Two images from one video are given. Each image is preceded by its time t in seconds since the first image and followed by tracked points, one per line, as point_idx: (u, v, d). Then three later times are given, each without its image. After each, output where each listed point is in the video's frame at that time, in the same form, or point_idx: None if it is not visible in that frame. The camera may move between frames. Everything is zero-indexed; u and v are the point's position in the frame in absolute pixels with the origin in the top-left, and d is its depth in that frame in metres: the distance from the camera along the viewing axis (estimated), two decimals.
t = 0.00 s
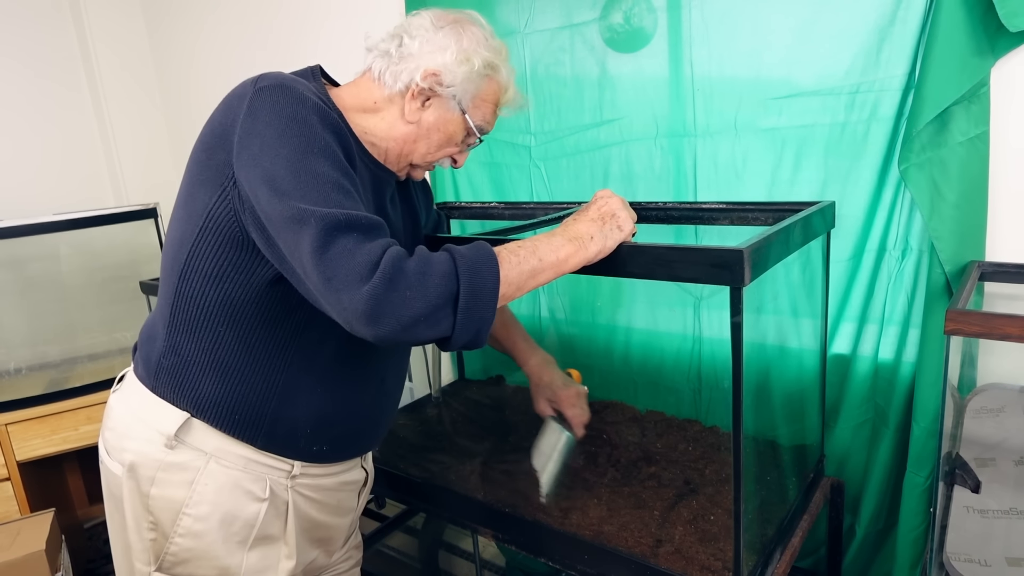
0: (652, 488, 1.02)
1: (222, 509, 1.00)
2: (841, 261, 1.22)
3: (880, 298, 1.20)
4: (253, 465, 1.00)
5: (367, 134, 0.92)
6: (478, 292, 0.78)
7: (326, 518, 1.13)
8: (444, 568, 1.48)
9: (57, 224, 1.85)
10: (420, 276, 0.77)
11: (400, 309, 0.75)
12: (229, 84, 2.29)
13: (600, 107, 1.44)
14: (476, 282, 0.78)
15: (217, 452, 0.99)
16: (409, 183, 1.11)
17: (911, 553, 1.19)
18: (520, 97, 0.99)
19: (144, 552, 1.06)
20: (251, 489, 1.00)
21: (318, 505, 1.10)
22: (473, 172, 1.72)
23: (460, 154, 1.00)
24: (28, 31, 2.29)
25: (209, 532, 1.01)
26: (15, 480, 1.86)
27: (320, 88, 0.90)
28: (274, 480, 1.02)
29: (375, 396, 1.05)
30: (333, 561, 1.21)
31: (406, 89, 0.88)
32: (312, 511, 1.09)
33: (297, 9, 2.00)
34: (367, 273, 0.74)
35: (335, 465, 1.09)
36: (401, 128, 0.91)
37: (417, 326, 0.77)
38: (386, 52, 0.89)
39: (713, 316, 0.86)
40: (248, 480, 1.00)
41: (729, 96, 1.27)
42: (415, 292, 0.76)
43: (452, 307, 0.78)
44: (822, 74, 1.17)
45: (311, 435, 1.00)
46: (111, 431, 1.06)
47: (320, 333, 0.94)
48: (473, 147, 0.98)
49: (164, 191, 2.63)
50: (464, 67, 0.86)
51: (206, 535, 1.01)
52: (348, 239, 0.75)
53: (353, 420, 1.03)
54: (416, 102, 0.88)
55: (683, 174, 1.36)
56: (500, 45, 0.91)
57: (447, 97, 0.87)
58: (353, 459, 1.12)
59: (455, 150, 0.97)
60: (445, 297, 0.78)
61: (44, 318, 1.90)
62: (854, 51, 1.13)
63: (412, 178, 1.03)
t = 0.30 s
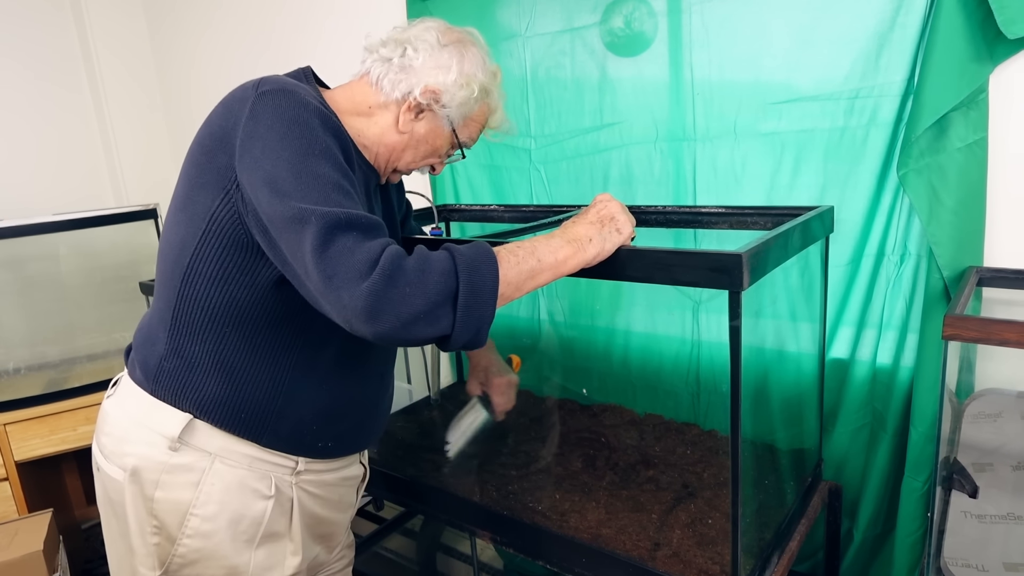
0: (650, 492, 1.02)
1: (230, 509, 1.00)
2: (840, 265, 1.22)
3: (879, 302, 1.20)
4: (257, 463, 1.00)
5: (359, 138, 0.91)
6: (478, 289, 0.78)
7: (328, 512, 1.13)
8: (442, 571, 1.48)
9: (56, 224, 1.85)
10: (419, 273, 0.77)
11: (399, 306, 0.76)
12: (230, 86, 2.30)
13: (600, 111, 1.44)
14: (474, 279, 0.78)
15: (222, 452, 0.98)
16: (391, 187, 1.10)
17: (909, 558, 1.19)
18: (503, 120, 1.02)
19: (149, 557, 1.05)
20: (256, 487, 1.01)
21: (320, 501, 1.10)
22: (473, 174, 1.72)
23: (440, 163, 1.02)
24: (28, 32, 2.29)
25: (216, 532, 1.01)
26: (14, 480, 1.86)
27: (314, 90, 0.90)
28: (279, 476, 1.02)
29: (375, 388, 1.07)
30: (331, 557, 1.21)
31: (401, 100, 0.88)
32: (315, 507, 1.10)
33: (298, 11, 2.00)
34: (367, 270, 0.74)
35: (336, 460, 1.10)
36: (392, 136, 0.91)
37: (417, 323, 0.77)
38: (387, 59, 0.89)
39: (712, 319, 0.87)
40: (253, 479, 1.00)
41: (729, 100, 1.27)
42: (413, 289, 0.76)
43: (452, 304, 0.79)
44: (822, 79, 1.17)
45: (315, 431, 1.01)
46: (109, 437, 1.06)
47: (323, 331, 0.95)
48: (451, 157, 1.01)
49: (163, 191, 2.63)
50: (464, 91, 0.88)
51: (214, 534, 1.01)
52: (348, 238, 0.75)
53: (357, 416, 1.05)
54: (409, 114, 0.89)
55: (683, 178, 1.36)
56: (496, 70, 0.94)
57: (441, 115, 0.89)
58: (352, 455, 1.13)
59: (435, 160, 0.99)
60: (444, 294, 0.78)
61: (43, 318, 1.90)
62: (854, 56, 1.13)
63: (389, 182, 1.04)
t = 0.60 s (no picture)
0: (652, 495, 1.02)
1: (229, 510, 1.00)
2: (843, 268, 1.22)
3: (882, 305, 1.20)
4: (256, 464, 1.00)
5: (357, 143, 0.92)
6: (476, 294, 0.78)
7: (324, 514, 1.13)
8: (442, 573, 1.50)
9: (59, 226, 1.85)
10: (417, 278, 0.77)
11: (398, 312, 0.75)
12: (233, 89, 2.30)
13: (602, 114, 1.44)
14: (472, 283, 0.78)
15: (221, 453, 0.98)
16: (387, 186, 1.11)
17: (912, 562, 1.19)
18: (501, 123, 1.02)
19: (147, 557, 1.05)
20: (255, 488, 1.01)
21: (318, 503, 1.11)
22: (474, 175, 1.72)
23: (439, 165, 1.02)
24: (32, 35, 2.30)
25: (214, 533, 1.01)
26: (15, 481, 1.86)
27: (312, 94, 0.90)
28: (276, 478, 1.02)
29: (372, 391, 1.07)
30: (329, 559, 1.21)
31: (400, 106, 0.88)
32: (312, 508, 1.10)
33: (301, 14, 2.01)
34: (365, 275, 0.74)
35: (333, 462, 1.10)
36: (391, 142, 0.92)
37: (416, 328, 0.77)
38: (385, 64, 0.88)
39: (713, 322, 0.88)
40: (252, 480, 1.00)
41: (731, 102, 1.27)
42: (412, 295, 0.76)
43: (450, 308, 0.79)
44: (824, 82, 1.17)
45: (315, 433, 1.01)
46: (109, 438, 1.05)
47: (323, 335, 0.95)
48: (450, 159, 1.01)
49: (165, 194, 2.64)
50: (462, 98, 0.88)
51: (212, 535, 1.01)
52: (347, 244, 0.75)
53: (354, 416, 1.05)
54: (407, 121, 0.89)
55: (685, 181, 1.36)
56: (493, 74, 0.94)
57: (439, 121, 0.89)
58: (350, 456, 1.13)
59: (434, 163, 1.00)
60: (443, 299, 0.78)
61: (45, 320, 1.90)
62: (856, 59, 1.13)
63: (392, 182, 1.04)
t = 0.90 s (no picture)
0: (655, 491, 1.02)
1: (241, 502, 1.00)
2: (848, 265, 1.21)
3: (887, 302, 1.19)
4: (266, 457, 1.00)
5: (357, 134, 0.91)
6: (476, 289, 0.78)
7: (335, 506, 1.13)
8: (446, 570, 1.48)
9: (63, 223, 1.86)
10: (417, 273, 0.77)
11: (397, 306, 0.76)
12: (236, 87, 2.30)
13: (606, 110, 1.44)
14: (472, 277, 0.78)
15: (232, 446, 0.99)
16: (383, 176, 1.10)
17: (917, 560, 1.18)
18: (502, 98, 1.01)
19: (160, 549, 1.05)
20: (266, 481, 1.01)
21: (327, 495, 1.10)
22: (477, 173, 1.71)
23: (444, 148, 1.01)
24: (37, 33, 2.30)
25: (226, 525, 1.01)
26: (19, 478, 1.87)
27: (309, 88, 0.90)
28: (287, 471, 1.02)
29: (379, 381, 1.06)
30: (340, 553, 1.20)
31: (397, 91, 0.88)
32: (322, 500, 1.10)
33: (304, 11, 2.01)
34: (364, 271, 0.74)
35: (342, 454, 1.10)
36: (390, 128, 0.91)
37: (417, 322, 0.77)
38: (377, 51, 0.88)
39: (718, 319, 0.87)
40: (262, 472, 1.00)
41: (737, 99, 1.27)
42: (411, 289, 0.76)
43: (450, 303, 0.78)
44: (830, 77, 1.16)
45: (326, 424, 1.01)
46: (121, 432, 1.06)
47: (325, 329, 0.95)
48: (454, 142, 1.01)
49: (169, 190, 2.64)
50: (456, 74, 0.87)
51: (224, 527, 1.01)
52: (346, 239, 0.75)
53: (360, 410, 1.04)
54: (405, 104, 0.89)
55: (690, 177, 1.36)
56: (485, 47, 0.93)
57: (438, 100, 0.88)
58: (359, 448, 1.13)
59: (439, 146, 0.99)
60: (442, 293, 0.78)
61: (49, 317, 1.91)
62: (863, 55, 1.13)
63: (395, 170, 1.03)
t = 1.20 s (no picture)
0: (655, 491, 1.01)
1: (236, 500, 1.00)
2: (848, 264, 1.21)
3: (888, 301, 1.19)
4: (264, 456, 1.00)
5: (366, 134, 0.91)
6: (475, 291, 0.78)
7: (333, 508, 1.12)
8: (445, 569, 1.48)
9: (61, 222, 1.85)
10: (416, 276, 0.76)
11: (396, 308, 0.75)
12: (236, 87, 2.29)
13: (605, 109, 1.44)
14: (471, 280, 0.78)
15: (230, 444, 0.98)
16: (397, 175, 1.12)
17: (917, 560, 1.18)
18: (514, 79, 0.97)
19: (158, 542, 1.05)
20: (263, 480, 1.01)
21: (325, 496, 1.09)
22: (477, 171, 1.71)
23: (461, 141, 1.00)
24: (37, 32, 2.30)
25: (221, 523, 1.01)
26: (17, 477, 1.87)
27: (320, 87, 0.90)
28: (285, 472, 1.02)
29: (382, 386, 1.05)
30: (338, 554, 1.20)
31: (400, 88, 0.87)
32: (320, 501, 1.09)
33: (304, 10, 2.00)
34: (363, 272, 0.74)
35: (342, 456, 1.09)
36: (399, 125, 0.91)
37: (415, 323, 0.77)
38: (377, 51, 0.89)
39: (718, 319, 0.86)
40: (260, 472, 1.00)
41: (737, 98, 1.26)
42: (410, 291, 0.76)
43: (449, 305, 0.78)
44: (830, 77, 1.16)
45: (324, 428, 1.00)
46: (124, 424, 1.06)
47: (324, 330, 0.94)
48: (472, 133, 0.98)
49: (168, 190, 2.63)
50: (455, 61, 0.85)
51: (219, 525, 1.01)
52: (346, 239, 0.74)
53: (361, 412, 1.03)
54: (411, 99, 0.88)
55: (690, 176, 1.35)
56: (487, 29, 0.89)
57: (442, 91, 0.87)
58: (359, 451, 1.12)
59: (455, 138, 0.97)
60: (440, 296, 0.77)
61: (48, 316, 1.90)
62: (863, 54, 1.12)
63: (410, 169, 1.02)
